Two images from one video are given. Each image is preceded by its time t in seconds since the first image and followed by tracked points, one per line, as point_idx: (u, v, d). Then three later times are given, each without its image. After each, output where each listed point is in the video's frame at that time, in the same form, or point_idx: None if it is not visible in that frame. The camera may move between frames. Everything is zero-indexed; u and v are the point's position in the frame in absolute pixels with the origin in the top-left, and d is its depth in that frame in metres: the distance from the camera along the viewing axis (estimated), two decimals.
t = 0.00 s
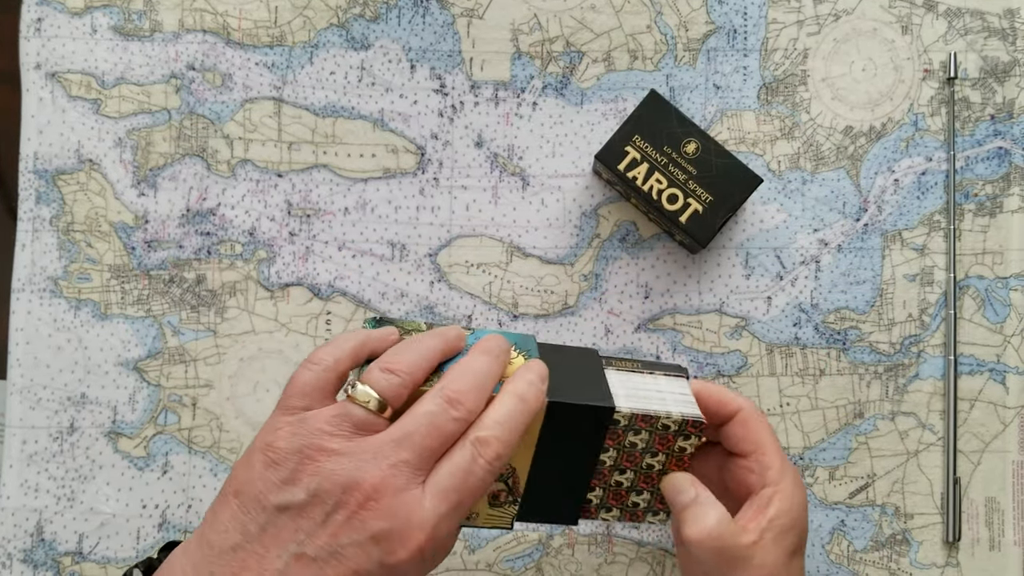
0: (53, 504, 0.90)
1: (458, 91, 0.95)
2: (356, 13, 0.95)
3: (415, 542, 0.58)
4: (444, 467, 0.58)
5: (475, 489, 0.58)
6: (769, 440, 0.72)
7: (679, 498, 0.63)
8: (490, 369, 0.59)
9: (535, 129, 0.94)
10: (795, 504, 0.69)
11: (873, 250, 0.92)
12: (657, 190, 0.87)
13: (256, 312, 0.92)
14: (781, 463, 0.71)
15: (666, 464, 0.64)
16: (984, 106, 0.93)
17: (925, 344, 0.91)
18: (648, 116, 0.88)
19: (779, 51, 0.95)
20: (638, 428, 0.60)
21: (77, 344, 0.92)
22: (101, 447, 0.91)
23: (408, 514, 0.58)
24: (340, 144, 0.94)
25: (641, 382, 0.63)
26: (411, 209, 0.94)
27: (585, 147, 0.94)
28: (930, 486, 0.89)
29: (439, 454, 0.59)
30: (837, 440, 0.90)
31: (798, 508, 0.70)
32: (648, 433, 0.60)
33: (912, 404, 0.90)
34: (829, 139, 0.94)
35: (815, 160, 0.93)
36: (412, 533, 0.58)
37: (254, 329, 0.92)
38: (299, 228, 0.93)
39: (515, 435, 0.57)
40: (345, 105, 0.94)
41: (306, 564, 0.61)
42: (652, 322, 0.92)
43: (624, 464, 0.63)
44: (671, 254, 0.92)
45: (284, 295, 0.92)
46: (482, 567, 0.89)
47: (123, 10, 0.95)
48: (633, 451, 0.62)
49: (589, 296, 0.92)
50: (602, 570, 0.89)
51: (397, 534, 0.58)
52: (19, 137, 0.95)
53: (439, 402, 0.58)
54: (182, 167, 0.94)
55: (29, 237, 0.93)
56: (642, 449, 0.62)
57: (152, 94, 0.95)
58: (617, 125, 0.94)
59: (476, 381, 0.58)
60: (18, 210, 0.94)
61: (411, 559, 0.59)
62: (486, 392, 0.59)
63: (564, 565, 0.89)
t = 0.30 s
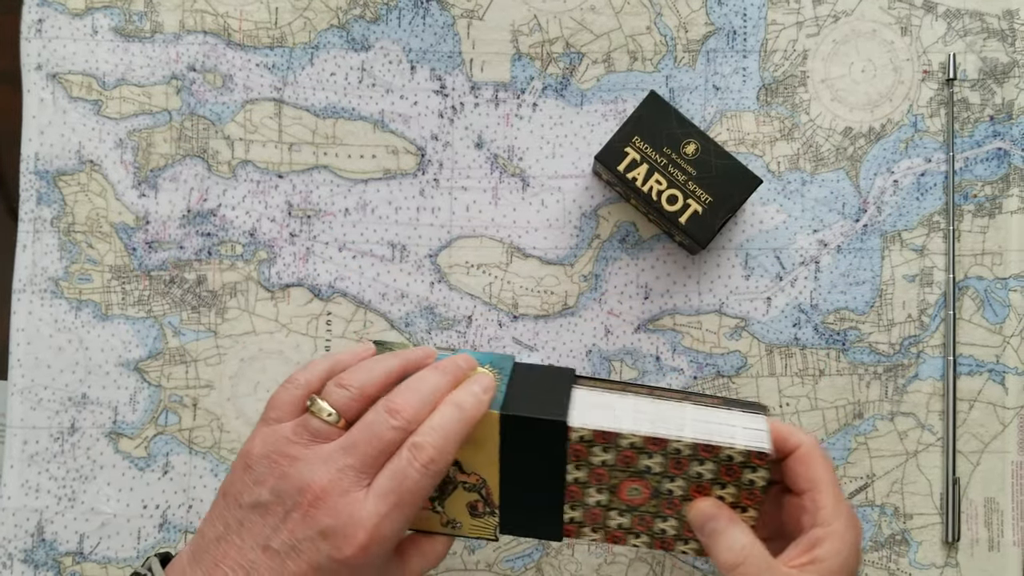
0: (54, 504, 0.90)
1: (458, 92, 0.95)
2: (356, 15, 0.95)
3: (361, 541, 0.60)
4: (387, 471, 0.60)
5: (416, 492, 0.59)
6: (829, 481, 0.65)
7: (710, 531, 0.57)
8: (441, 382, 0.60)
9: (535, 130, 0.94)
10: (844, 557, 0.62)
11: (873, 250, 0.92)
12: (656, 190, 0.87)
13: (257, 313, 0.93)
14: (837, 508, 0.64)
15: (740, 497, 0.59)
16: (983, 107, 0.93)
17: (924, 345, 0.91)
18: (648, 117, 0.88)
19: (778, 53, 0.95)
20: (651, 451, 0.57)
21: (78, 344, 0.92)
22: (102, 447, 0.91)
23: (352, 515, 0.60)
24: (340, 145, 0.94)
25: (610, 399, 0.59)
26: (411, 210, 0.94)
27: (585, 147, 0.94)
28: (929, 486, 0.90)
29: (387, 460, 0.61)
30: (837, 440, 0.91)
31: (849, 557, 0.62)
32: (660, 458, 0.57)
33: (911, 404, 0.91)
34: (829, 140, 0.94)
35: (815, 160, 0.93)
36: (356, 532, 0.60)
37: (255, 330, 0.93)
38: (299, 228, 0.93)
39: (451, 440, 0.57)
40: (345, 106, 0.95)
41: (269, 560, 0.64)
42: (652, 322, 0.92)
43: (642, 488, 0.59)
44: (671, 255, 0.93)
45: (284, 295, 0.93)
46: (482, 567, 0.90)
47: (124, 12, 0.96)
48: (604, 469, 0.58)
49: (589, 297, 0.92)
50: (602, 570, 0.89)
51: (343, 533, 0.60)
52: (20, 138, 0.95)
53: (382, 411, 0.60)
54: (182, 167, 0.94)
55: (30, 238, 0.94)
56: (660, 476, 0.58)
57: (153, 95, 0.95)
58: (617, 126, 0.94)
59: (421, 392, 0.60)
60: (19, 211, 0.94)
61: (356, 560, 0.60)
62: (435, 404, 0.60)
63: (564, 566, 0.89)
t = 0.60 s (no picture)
0: (54, 504, 0.90)
1: (458, 92, 0.95)
2: (356, 15, 0.96)
3: (245, 406, 0.75)
4: (244, 347, 0.75)
5: (248, 362, 0.75)
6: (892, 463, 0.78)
7: (785, 508, 0.65)
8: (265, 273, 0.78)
9: (535, 130, 0.94)
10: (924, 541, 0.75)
11: (873, 251, 0.92)
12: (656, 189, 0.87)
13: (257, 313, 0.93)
14: (903, 489, 0.77)
15: (807, 472, 0.67)
16: (983, 107, 0.94)
17: (924, 345, 0.91)
18: (648, 117, 0.88)
19: (778, 53, 0.95)
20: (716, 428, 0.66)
21: (78, 344, 0.92)
22: (102, 447, 0.91)
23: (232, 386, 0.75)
24: (340, 145, 0.94)
25: (666, 396, 0.70)
26: (411, 210, 0.94)
27: (585, 147, 0.94)
28: (929, 486, 0.89)
29: (259, 336, 0.77)
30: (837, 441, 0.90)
31: (925, 531, 0.75)
32: (729, 434, 0.67)
33: (911, 405, 0.91)
34: (829, 140, 0.94)
35: (815, 161, 0.93)
36: (261, 395, 0.75)
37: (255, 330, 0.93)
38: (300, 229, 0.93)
39: (240, 316, 0.76)
40: (345, 106, 0.95)
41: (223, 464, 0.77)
42: (652, 322, 0.92)
43: (714, 472, 0.67)
44: (671, 255, 0.93)
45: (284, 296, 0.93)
46: (483, 567, 0.89)
47: (125, 12, 0.96)
48: (673, 455, 0.67)
49: (589, 297, 0.92)
50: (602, 570, 0.89)
51: (252, 404, 0.75)
52: (20, 138, 0.95)
53: (222, 308, 0.76)
54: (182, 167, 0.94)
55: (30, 238, 0.94)
56: (728, 456, 0.67)
57: (153, 95, 0.95)
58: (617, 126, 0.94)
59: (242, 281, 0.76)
60: (19, 211, 0.94)
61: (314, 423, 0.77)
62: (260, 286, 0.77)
63: (564, 566, 0.89)
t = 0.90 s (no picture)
0: (54, 505, 0.90)
1: (458, 93, 0.95)
2: (357, 16, 0.96)
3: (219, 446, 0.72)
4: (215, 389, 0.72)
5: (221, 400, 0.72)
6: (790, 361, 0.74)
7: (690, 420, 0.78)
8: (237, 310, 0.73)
9: (535, 131, 0.94)
10: (816, 462, 0.70)
11: (873, 251, 0.92)
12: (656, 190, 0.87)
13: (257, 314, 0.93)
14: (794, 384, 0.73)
15: (733, 402, 0.85)
16: (983, 108, 0.94)
17: (925, 345, 0.91)
18: (648, 117, 0.88)
19: (778, 53, 0.95)
20: (688, 373, 0.86)
21: (79, 345, 0.92)
22: (102, 447, 0.91)
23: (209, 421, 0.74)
24: (340, 146, 0.94)
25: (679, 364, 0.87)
26: (411, 210, 0.94)
27: (585, 148, 0.94)
28: (929, 487, 0.89)
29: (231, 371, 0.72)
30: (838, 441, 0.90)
31: (818, 442, 0.71)
32: (616, 395, 0.87)
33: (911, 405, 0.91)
34: (829, 141, 0.94)
35: (815, 161, 0.94)
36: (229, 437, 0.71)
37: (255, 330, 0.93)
38: (300, 229, 0.93)
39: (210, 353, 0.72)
40: (345, 107, 0.95)
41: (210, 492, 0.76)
42: (652, 322, 0.92)
43: (653, 425, 0.86)
44: (671, 255, 0.93)
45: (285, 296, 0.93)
46: (483, 567, 0.89)
47: (125, 13, 0.96)
48: (614, 417, 0.86)
49: (590, 297, 0.92)
50: (602, 571, 0.89)
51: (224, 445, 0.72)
52: (21, 139, 0.95)
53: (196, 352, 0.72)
54: (183, 168, 0.94)
55: (30, 238, 0.94)
56: (660, 405, 0.86)
57: (154, 96, 0.95)
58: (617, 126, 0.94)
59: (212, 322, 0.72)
60: (19, 211, 0.94)
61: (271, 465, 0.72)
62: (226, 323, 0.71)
63: (564, 566, 0.89)
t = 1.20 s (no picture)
0: (54, 504, 0.90)
1: (459, 92, 0.95)
2: (357, 15, 0.95)
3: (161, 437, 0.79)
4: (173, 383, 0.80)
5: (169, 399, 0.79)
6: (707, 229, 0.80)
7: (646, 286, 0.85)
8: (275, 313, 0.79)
9: (535, 130, 0.94)
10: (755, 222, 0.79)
11: (873, 250, 0.92)
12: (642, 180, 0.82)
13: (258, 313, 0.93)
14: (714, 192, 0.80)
15: (733, 402, 0.86)
16: (984, 107, 0.94)
17: (925, 345, 0.91)
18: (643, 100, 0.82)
19: (779, 53, 0.95)
20: (689, 372, 0.87)
21: (79, 344, 0.92)
22: (102, 447, 0.91)
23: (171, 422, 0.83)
24: (340, 146, 0.94)
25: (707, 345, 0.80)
26: (411, 210, 0.94)
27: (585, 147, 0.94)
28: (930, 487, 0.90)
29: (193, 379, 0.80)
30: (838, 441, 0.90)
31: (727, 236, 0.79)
32: (616, 395, 0.87)
33: (912, 405, 0.91)
34: (829, 140, 0.94)
35: (815, 161, 0.93)
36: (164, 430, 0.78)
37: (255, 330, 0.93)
38: (300, 229, 0.93)
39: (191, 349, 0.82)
40: (345, 106, 0.95)
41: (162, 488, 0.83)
42: (653, 322, 0.92)
43: (654, 425, 0.87)
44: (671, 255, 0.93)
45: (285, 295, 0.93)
46: (483, 567, 0.90)
47: (125, 12, 0.96)
48: (614, 417, 0.87)
49: (589, 297, 0.92)
50: (602, 570, 0.89)
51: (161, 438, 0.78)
52: (20, 138, 0.95)
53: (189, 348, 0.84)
54: (183, 167, 0.94)
55: (30, 238, 0.94)
56: (661, 405, 0.87)
57: (154, 95, 0.95)
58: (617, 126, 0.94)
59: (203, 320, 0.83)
60: (19, 211, 0.94)
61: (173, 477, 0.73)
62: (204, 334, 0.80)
63: (564, 566, 0.89)
